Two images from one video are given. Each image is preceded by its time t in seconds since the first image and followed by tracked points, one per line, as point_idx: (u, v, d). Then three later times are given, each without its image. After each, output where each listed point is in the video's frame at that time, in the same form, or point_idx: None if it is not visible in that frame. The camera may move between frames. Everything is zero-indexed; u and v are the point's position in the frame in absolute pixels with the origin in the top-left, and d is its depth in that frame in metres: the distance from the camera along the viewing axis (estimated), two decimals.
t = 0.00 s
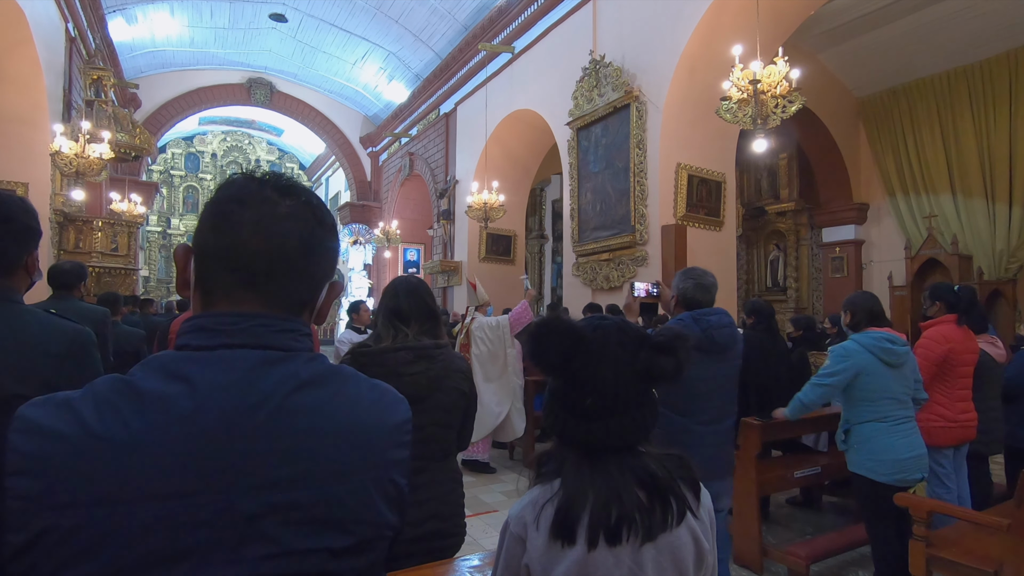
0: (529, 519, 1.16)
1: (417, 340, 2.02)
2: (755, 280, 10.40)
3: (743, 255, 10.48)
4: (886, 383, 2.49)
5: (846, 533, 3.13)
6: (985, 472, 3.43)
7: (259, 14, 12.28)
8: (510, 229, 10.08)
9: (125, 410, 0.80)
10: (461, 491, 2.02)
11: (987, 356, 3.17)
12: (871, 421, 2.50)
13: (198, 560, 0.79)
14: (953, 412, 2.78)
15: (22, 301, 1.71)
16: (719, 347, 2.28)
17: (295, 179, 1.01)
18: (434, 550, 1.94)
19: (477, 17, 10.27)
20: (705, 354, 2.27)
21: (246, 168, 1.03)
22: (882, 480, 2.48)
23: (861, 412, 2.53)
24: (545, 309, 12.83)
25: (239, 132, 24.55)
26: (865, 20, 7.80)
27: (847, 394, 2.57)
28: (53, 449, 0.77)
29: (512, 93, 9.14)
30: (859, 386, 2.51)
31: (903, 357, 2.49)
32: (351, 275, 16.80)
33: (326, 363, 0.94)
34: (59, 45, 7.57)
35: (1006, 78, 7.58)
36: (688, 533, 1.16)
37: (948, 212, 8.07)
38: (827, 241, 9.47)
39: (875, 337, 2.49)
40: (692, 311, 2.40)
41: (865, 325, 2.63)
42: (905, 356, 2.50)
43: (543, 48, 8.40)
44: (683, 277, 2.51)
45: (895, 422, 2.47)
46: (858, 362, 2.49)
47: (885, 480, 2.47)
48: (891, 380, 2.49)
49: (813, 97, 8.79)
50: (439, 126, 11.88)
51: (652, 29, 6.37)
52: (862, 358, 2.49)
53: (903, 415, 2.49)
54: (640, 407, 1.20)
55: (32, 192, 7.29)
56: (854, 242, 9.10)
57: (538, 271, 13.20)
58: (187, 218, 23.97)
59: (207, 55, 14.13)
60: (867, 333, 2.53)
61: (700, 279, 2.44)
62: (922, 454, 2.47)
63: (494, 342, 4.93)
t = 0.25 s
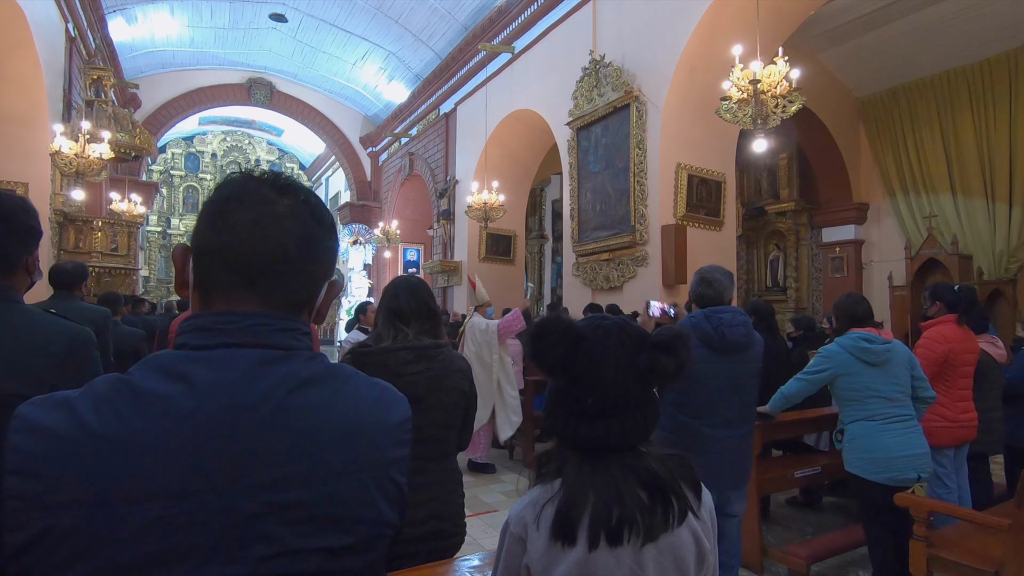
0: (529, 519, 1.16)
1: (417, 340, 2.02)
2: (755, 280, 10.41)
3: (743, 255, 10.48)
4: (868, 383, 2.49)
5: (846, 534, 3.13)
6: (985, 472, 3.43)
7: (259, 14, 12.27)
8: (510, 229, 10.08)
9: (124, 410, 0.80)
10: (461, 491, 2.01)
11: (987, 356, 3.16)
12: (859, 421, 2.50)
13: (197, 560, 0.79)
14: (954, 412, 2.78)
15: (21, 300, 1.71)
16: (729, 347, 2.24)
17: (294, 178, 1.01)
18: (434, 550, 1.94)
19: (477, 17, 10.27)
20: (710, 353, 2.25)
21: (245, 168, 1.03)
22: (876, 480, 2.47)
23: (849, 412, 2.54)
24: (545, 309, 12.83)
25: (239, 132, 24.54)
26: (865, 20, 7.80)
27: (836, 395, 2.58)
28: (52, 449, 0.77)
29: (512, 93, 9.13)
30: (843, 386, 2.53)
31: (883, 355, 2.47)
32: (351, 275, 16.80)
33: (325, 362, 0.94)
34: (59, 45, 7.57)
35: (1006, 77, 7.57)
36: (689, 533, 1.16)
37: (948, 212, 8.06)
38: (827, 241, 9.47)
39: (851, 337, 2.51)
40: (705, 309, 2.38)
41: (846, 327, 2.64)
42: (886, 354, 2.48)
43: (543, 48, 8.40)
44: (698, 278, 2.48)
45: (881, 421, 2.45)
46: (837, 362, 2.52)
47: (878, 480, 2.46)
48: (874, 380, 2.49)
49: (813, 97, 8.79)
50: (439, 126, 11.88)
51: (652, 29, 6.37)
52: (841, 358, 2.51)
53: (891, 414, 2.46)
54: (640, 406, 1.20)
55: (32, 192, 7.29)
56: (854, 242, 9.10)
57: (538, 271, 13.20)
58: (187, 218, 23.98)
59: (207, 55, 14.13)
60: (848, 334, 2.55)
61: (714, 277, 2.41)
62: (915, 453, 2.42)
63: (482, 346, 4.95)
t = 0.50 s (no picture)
0: (530, 519, 1.16)
1: (417, 340, 2.02)
2: (755, 280, 10.41)
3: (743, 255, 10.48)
4: (861, 383, 2.49)
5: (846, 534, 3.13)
6: (985, 472, 3.43)
7: (258, 14, 12.27)
8: (510, 229, 10.08)
9: (124, 410, 0.80)
10: (461, 491, 2.01)
11: (987, 356, 3.16)
12: (854, 422, 2.51)
13: (198, 561, 0.79)
14: (955, 412, 2.77)
15: (21, 301, 1.71)
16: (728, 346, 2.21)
17: (293, 178, 1.01)
18: (434, 550, 1.94)
19: (477, 17, 10.27)
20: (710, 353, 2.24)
21: (243, 168, 1.03)
22: (874, 480, 2.47)
23: (845, 413, 2.54)
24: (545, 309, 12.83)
25: (239, 132, 24.53)
26: (865, 20, 7.79)
27: (832, 395, 2.59)
28: (52, 449, 0.77)
29: (512, 93, 9.13)
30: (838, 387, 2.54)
31: (873, 355, 2.47)
32: (351, 275, 16.80)
33: (326, 362, 0.94)
34: (59, 45, 7.56)
35: (1006, 77, 7.57)
36: (691, 532, 1.16)
37: (948, 212, 8.06)
38: (827, 241, 9.47)
39: (844, 338, 2.51)
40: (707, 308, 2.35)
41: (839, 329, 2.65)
42: (877, 354, 2.47)
43: (543, 48, 8.41)
44: (704, 278, 2.46)
45: (874, 421, 2.45)
46: (829, 363, 2.53)
47: (875, 480, 2.45)
48: (866, 380, 2.49)
49: (813, 97, 8.79)
50: (439, 126, 11.87)
51: (652, 29, 6.37)
52: (832, 359, 2.52)
53: (884, 414, 2.45)
54: (641, 406, 1.20)
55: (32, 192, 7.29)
56: (854, 242, 9.09)
57: (538, 272, 13.19)
58: (187, 218, 23.98)
59: (207, 55, 14.13)
60: (840, 335, 2.55)
61: (718, 275, 2.39)
62: (910, 452, 2.40)
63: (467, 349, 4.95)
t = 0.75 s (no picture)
0: (531, 516, 1.16)
1: (418, 340, 2.03)
2: (755, 280, 10.42)
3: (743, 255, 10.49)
4: (860, 383, 2.49)
5: (846, 533, 3.13)
6: (985, 472, 3.43)
7: (258, 14, 12.27)
8: (510, 229, 10.09)
9: (122, 411, 0.80)
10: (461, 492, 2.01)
11: (987, 356, 3.17)
12: (853, 421, 2.51)
13: (197, 562, 0.79)
14: (955, 412, 2.78)
15: (20, 300, 1.71)
16: (724, 345, 2.16)
17: (293, 177, 1.01)
18: (434, 550, 1.94)
19: (477, 17, 10.27)
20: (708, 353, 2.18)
21: (243, 167, 1.03)
22: (872, 480, 2.48)
23: (846, 412, 2.54)
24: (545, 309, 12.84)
25: (239, 132, 24.52)
26: (865, 20, 7.79)
27: (833, 395, 2.59)
28: (50, 450, 0.76)
29: (512, 93, 9.14)
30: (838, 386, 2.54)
31: (874, 356, 2.46)
32: (351, 275, 16.80)
33: (326, 362, 0.94)
34: (59, 45, 7.57)
35: (1006, 78, 7.57)
36: (692, 531, 1.16)
37: (948, 212, 8.07)
38: (827, 241, 9.47)
39: (846, 337, 2.50)
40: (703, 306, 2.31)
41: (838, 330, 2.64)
42: (879, 355, 2.46)
43: (543, 48, 8.41)
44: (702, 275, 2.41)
45: (873, 422, 2.46)
46: (830, 362, 2.52)
47: (874, 479, 2.47)
48: (867, 380, 2.49)
49: (813, 97, 8.79)
50: (439, 126, 11.88)
51: (652, 29, 6.37)
52: (833, 359, 2.51)
53: (884, 415, 2.45)
54: (643, 406, 1.19)
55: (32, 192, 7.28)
56: (854, 242, 9.10)
57: (538, 272, 13.20)
58: (187, 218, 23.99)
59: (207, 55, 14.12)
60: (842, 334, 2.54)
61: (717, 272, 2.33)
62: (908, 453, 2.41)
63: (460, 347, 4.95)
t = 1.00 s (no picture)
0: (536, 513, 1.16)
1: (418, 340, 2.03)
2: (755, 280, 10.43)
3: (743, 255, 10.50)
4: (871, 383, 2.46)
5: (846, 533, 3.13)
6: (985, 472, 3.43)
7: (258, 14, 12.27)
8: (510, 229, 10.10)
9: (121, 412, 0.80)
10: (461, 492, 2.01)
11: (988, 356, 3.17)
12: (860, 421, 2.48)
13: (195, 563, 0.79)
14: (956, 412, 2.78)
15: (20, 300, 1.71)
16: (744, 343, 2.07)
17: (292, 177, 1.01)
18: (434, 550, 1.94)
19: (477, 17, 10.27)
20: (726, 353, 2.09)
21: (243, 167, 1.03)
22: (874, 480, 2.47)
23: (851, 412, 2.51)
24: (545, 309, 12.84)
25: (239, 132, 24.51)
26: (866, 20, 7.79)
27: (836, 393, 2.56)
28: (47, 450, 0.76)
29: (512, 93, 9.13)
30: (844, 386, 2.49)
31: (887, 356, 2.45)
32: (351, 275, 16.79)
33: (325, 363, 0.94)
34: (59, 45, 7.56)
35: (1006, 78, 7.56)
36: (695, 531, 1.16)
37: (947, 212, 8.07)
38: (827, 241, 9.47)
39: (858, 337, 2.46)
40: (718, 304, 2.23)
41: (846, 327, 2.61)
42: (890, 355, 2.45)
43: (543, 48, 8.41)
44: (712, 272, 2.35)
45: (882, 422, 2.44)
46: (841, 362, 2.47)
47: (877, 480, 2.46)
48: (876, 380, 2.46)
49: (813, 97, 8.80)
50: (439, 126, 11.88)
51: (652, 29, 6.37)
52: (845, 358, 2.46)
53: (892, 416, 2.45)
54: (647, 405, 1.19)
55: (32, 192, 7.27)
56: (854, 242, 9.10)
57: (538, 272, 13.20)
58: (187, 218, 24.02)
59: (207, 55, 14.12)
60: (851, 333, 2.50)
61: (730, 269, 2.28)
62: (915, 454, 2.43)
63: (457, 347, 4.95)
